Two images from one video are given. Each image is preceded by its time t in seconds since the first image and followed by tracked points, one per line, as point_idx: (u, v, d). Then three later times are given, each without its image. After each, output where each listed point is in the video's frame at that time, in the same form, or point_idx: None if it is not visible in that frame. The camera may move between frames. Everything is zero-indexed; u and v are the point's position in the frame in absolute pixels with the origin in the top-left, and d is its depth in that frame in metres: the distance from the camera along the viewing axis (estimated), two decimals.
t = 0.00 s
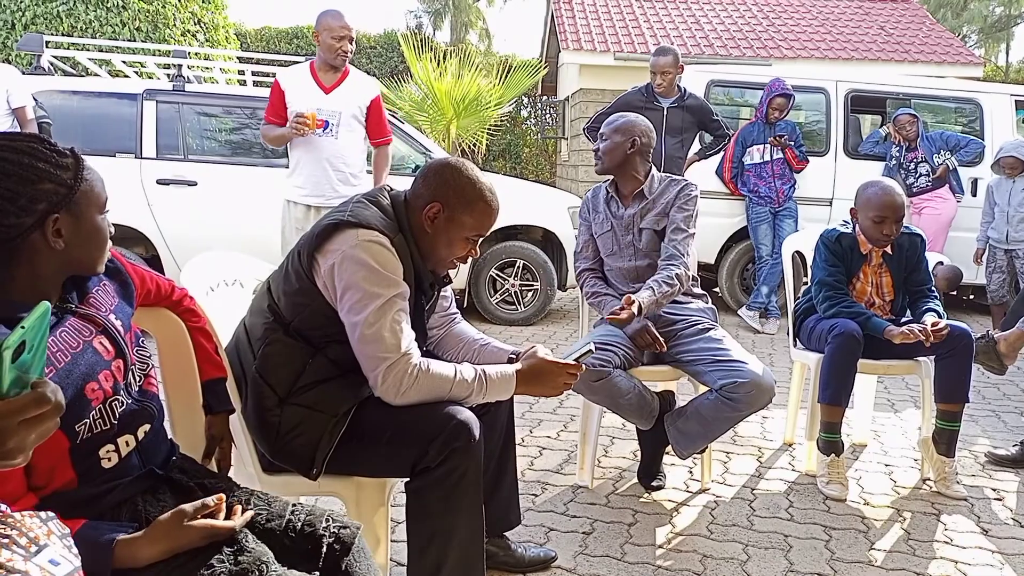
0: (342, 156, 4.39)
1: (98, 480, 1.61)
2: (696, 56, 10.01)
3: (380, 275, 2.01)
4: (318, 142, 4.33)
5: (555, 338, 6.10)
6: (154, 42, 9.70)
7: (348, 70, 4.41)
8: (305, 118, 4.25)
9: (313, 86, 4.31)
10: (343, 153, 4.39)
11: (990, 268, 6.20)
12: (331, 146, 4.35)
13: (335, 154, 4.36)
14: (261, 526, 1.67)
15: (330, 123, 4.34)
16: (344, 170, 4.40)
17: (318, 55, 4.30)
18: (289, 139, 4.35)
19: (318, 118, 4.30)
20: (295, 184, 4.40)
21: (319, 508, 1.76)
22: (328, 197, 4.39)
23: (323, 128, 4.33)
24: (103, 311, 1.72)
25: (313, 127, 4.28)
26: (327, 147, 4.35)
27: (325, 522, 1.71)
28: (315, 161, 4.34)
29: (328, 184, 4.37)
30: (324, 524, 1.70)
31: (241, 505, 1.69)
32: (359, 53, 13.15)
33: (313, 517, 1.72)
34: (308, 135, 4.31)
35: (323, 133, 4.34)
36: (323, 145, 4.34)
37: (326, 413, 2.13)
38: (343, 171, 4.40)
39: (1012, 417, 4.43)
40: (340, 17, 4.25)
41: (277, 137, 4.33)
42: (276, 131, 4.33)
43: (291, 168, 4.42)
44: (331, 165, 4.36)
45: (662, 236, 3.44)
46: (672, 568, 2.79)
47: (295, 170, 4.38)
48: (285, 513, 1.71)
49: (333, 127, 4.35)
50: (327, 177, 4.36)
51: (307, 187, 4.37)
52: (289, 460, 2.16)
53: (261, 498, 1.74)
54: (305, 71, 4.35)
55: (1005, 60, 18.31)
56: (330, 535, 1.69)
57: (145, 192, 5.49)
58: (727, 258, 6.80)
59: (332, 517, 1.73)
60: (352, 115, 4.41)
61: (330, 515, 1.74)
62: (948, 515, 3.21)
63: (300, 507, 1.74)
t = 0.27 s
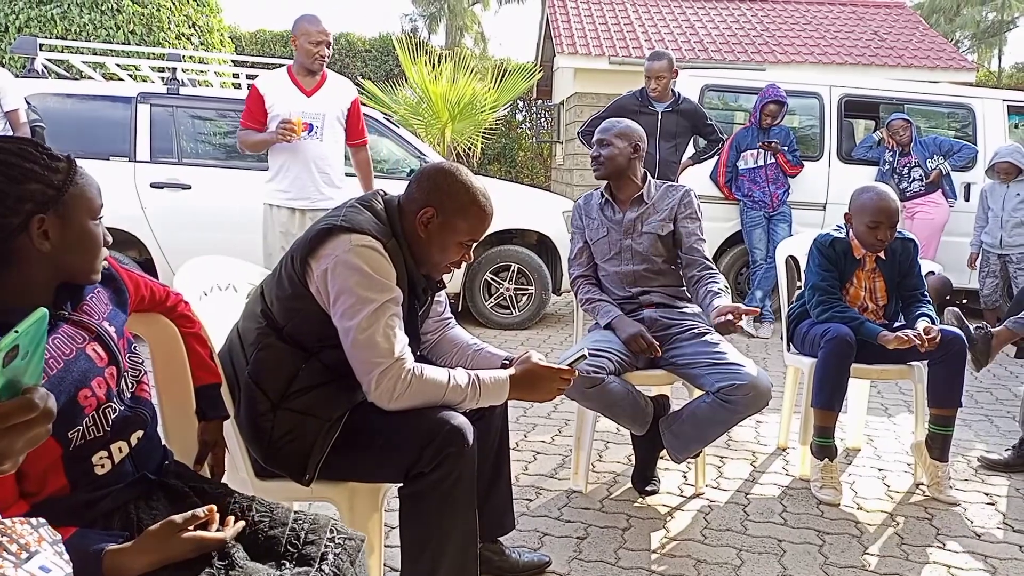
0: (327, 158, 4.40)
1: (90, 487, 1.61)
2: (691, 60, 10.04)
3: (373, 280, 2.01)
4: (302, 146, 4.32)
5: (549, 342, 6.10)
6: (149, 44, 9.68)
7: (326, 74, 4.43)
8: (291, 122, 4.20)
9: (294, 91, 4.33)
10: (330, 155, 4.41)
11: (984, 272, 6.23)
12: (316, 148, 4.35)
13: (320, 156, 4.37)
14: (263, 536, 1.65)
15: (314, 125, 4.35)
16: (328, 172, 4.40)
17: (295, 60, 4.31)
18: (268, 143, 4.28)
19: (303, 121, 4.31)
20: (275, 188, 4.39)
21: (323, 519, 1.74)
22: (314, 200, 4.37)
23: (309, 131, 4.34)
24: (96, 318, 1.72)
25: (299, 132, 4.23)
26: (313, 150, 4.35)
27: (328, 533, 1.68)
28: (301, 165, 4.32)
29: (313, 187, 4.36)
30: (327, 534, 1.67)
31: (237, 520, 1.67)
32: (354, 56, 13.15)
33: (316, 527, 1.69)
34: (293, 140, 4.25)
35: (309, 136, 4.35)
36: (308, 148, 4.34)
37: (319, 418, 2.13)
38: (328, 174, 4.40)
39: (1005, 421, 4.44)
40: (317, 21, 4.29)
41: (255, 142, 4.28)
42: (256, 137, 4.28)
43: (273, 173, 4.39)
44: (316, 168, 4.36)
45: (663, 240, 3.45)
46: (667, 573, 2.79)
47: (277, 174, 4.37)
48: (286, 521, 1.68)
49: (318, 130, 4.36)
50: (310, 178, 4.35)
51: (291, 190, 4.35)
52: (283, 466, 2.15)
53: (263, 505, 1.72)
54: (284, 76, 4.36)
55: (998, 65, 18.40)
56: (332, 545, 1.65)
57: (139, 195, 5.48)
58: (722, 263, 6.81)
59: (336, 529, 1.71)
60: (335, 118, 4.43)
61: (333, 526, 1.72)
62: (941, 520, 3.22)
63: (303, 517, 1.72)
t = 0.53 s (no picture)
0: (320, 155, 4.41)
1: (85, 490, 1.61)
2: (686, 61, 10.05)
3: (369, 280, 2.01)
4: (293, 144, 4.33)
5: (545, 342, 6.11)
6: (144, 44, 9.66)
7: (311, 72, 4.44)
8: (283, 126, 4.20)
9: (282, 90, 4.33)
10: (322, 152, 4.42)
11: (978, 274, 6.23)
12: (307, 146, 4.36)
13: (313, 153, 4.38)
14: (265, 534, 1.65)
15: (306, 123, 4.36)
16: (321, 168, 4.41)
17: (279, 59, 4.33)
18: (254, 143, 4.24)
19: (293, 120, 4.31)
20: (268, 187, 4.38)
21: (324, 516, 1.75)
22: (310, 198, 4.37)
23: (300, 128, 4.35)
24: (92, 320, 1.72)
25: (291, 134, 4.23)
26: (306, 147, 4.36)
27: (331, 530, 1.69)
28: (295, 163, 4.33)
29: (309, 184, 4.37)
30: (329, 532, 1.68)
31: (235, 517, 1.68)
32: (350, 56, 13.15)
33: (319, 524, 1.70)
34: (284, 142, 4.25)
35: (301, 134, 4.36)
36: (300, 145, 4.34)
37: (314, 419, 2.14)
38: (320, 170, 4.41)
39: (998, 421, 4.46)
40: (302, 20, 4.31)
41: (241, 142, 4.25)
42: (242, 136, 4.25)
43: (265, 173, 4.39)
44: (311, 165, 4.37)
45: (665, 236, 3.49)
46: (662, 572, 2.80)
47: (270, 175, 4.37)
48: (289, 519, 1.69)
49: (310, 127, 4.38)
50: (307, 175, 4.36)
51: (287, 188, 4.35)
52: (278, 466, 2.15)
53: (264, 503, 1.72)
54: (270, 76, 4.35)
55: (993, 67, 18.45)
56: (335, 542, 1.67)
57: (134, 194, 5.47)
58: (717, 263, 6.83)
59: (338, 526, 1.72)
60: (325, 115, 4.45)
61: (335, 523, 1.73)
62: (934, 519, 3.23)
63: (304, 514, 1.73)
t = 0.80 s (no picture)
0: (320, 153, 4.42)
1: (82, 489, 1.61)
2: (681, 59, 10.07)
3: (365, 278, 2.01)
4: (294, 143, 4.33)
5: (541, 340, 6.12)
6: (138, 43, 9.65)
7: (309, 71, 4.43)
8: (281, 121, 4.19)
9: (280, 88, 4.32)
10: (321, 150, 4.42)
11: (972, 269, 6.23)
12: (307, 144, 4.36)
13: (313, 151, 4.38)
14: (260, 533, 1.66)
15: (305, 121, 4.36)
16: (322, 165, 4.42)
17: (277, 59, 4.33)
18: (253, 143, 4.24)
19: (292, 118, 4.30)
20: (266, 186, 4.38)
21: (319, 516, 1.75)
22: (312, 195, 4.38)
23: (300, 126, 4.34)
24: (88, 320, 1.72)
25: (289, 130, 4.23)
26: (305, 144, 4.36)
27: (326, 530, 1.70)
28: (295, 161, 4.33)
29: (308, 181, 4.36)
30: (324, 532, 1.69)
31: (230, 517, 1.68)
32: (345, 55, 13.14)
33: (313, 525, 1.71)
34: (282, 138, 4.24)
35: (299, 131, 4.35)
36: (299, 142, 4.34)
37: (311, 417, 2.13)
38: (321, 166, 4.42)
39: (993, 416, 4.48)
40: (297, 19, 4.29)
41: (241, 143, 4.27)
42: (244, 136, 4.25)
43: (266, 172, 4.38)
44: (311, 162, 4.37)
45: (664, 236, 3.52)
46: (659, 568, 2.81)
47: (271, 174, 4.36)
48: (283, 518, 1.69)
49: (309, 124, 4.38)
50: (309, 172, 4.36)
51: (288, 186, 4.35)
52: (275, 464, 2.16)
53: (259, 502, 1.73)
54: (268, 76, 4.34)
55: (986, 64, 18.50)
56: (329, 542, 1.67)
57: (129, 194, 5.46)
58: (713, 260, 6.84)
59: (333, 525, 1.72)
60: (324, 113, 4.44)
61: (330, 523, 1.73)
62: (929, 514, 3.24)
63: (299, 514, 1.73)
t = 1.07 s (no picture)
0: (325, 152, 4.42)
1: (82, 485, 1.61)
2: (681, 55, 10.06)
3: (364, 275, 2.01)
4: (300, 140, 4.33)
5: (540, 337, 6.12)
6: (137, 39, 9.63)
7: (315, 69, 4.44)
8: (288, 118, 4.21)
9: (287, 86, 4.31)
10: (325, 148, 4.43)
11: (971, 267, 6.24)
12: (313, 141, 4.36)
13: (319, 148, 4.38)
14: (259, 529, 1.66)
15: (310, 118, 4.37)
16: (326, 163, 4.43)
17: (284, 54, 4.31)
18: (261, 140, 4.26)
19: (298, 115, 4.31)
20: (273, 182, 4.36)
21: (319, 511, 1.75)
22: (314, 192, 4.38)
23: (305, 123, 4.35)
24: (88, 316, 1.72)
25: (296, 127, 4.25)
26: (311, 142, 4.36)
27: (326, 526, 1.70)
28: (299, 158, 4.33)
29: (311, 178, 4.36)
30: (324, 528, 1.69)
31: (230, 512, 1.68)
32: (344, 51, 13.13)
33: (314, 520, 1.70)
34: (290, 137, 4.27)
35: (305, 129, 4.36)
36: (305, 140, 4.34)
37: (309, 413, 2.14)
38: (325, 165, 4.42)
39: (991, 413, 4.49)
40: (306, 16, 4.27)
41: (249, 139, 4.28)
42: (250, 132, 4.26)
43: (271, 168, 4.36)
44: (316, 160, 4.37)
45: (667, 233, 3.53)
46: (657, 565, 2.81)
47: (276, 171, 4.35)
48: (283, 513, 1.69)
49: (315, 122, 4.38)
50: (313, 170, 4.36)
51: (293, 182, 4.34)
52: (274, 459, 2.16)
53: (259, 498, 1.73)
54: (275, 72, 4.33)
55: (985, 61, 18.50)
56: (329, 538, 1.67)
57: (128, 190, 5.46)
58: (712, 257, 6.84)
59: (333, 521, 1.72)
60: (330, 111, 4.44)
61: (330, 519, 1.73)
62: (927, 511, 3.25)
63: (299, 510, 1.73)
